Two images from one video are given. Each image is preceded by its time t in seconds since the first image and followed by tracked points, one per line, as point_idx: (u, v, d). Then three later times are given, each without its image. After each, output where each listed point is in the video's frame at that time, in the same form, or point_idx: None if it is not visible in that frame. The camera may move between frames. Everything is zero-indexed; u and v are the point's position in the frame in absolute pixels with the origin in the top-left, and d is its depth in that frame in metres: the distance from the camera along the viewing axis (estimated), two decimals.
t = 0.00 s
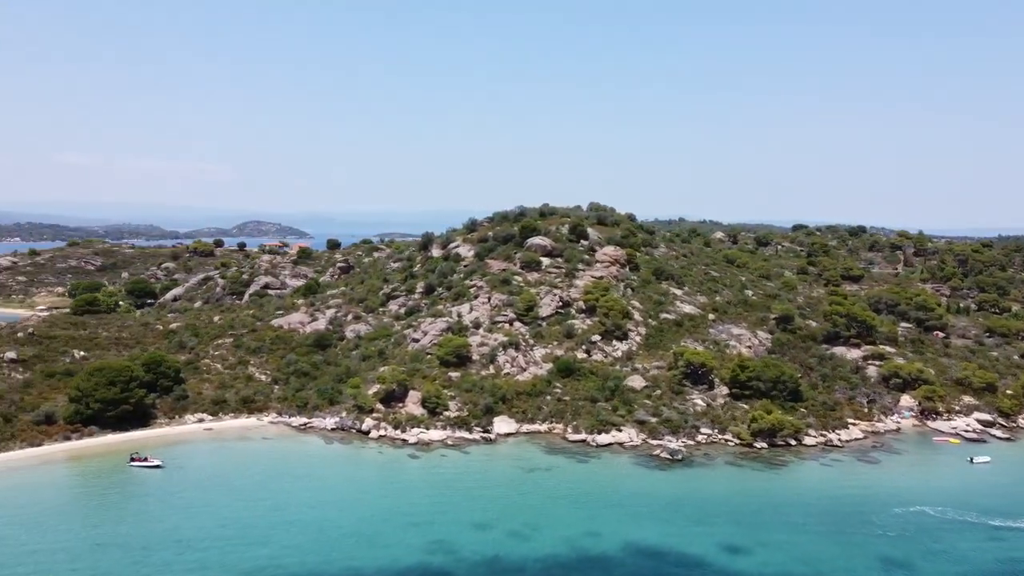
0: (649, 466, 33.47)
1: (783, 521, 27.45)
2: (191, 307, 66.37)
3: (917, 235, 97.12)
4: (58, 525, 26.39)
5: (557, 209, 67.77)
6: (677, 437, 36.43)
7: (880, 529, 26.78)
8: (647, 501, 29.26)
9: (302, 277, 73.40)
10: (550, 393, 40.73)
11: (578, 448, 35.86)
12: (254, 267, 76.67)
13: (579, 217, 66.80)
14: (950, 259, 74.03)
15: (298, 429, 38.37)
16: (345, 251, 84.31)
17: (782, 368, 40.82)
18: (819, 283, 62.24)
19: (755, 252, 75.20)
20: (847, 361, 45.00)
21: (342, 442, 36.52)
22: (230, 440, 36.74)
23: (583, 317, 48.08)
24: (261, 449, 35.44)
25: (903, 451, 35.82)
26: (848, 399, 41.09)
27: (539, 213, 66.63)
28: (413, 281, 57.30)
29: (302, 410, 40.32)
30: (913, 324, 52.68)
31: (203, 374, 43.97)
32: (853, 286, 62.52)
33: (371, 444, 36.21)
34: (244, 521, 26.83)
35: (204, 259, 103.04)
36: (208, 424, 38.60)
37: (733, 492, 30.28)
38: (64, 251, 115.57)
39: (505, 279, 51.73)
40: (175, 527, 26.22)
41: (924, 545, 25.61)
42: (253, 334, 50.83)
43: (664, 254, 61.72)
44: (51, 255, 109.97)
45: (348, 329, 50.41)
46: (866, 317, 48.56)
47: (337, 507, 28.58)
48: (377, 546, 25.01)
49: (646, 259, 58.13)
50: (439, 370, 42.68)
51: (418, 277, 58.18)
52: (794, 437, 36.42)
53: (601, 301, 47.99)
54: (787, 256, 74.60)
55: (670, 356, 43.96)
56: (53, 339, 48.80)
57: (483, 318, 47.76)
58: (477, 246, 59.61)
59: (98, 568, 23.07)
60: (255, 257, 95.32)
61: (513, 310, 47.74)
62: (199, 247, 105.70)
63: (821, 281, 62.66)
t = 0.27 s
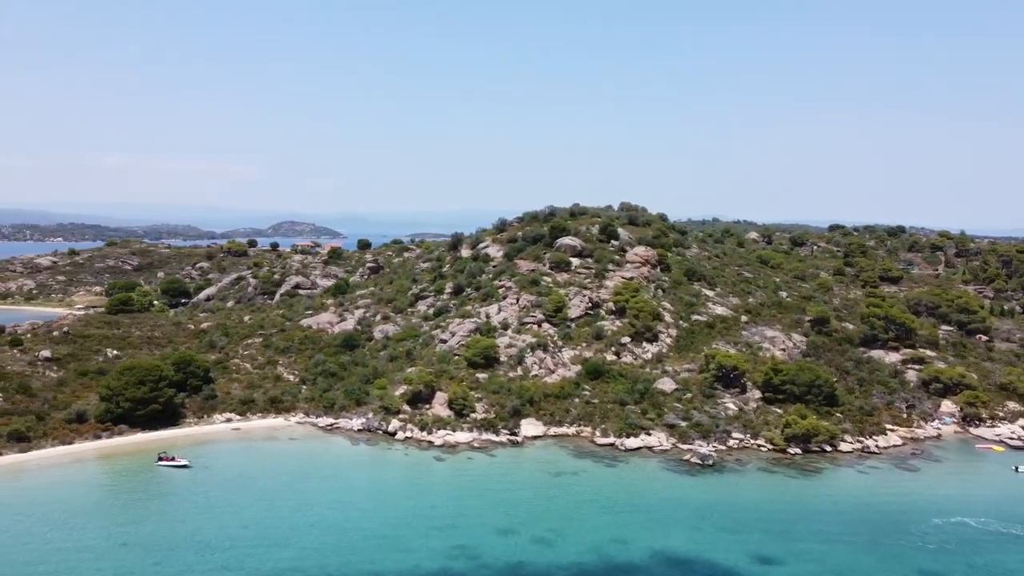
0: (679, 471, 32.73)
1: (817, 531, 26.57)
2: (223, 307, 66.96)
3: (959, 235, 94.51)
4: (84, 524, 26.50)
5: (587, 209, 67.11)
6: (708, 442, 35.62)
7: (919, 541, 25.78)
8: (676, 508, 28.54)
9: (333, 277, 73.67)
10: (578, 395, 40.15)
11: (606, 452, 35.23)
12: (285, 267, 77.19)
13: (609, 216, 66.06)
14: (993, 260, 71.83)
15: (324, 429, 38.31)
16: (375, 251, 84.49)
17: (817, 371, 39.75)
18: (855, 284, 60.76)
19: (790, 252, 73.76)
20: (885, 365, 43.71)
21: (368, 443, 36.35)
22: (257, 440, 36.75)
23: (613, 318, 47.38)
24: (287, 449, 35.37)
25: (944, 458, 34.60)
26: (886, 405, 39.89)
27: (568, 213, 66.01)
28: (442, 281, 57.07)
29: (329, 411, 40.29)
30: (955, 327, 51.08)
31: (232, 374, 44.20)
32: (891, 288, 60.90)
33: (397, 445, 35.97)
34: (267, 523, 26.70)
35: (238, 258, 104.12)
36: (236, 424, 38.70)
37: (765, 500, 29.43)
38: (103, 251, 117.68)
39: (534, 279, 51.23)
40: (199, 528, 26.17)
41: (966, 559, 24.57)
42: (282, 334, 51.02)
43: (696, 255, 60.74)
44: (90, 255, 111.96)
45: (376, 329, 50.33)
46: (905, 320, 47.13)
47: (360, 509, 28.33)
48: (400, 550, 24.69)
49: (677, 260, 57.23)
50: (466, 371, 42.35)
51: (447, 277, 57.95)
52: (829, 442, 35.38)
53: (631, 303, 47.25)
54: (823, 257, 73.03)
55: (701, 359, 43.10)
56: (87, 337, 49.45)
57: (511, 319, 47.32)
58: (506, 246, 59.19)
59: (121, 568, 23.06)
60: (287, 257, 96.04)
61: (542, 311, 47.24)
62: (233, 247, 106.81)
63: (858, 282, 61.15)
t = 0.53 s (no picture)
0: (700, 476, 32.06)
1: (842, 540, 25.81)
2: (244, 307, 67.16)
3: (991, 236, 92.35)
4: (99, 524, 26.44)
5: (609, 209, 66.45)
6: (730, 447, 34.89)
7: (950, 552, 24.93)
8: (696, 514, 27.90)
9: (353, 277, 73.69)
10: (598, 398, 39.57)
11: (626, 456, 34.64)
12: (306, 267, 77.38)
13: (631, 217, 65.34)
14: None
15: (342, 431, 38.13)
16: (396, 251, 84.43)
17: (843, 375, 38.82)
18: (883, 285, 59.49)
19: (815, 253, 72.52)
20: (913, 368, 42.59)
21: (385, 445, 36.09)
22: (274, 440, 36.63)
23: (634, 319, 46.68)
24: (304, 451, 35.21)
25: (976, 465, 33.58)
26: (915, 409, 38.86)
27: (590, 213, 65.37)
28: (462, 281, 56.72)
29: (346, 412, 40.12)
30: (986, 330, 49.75)
31: (251, 374, 44.25)
32: (920, 289, 59.54)
33: (414, 447, 35.66)
34: (282, 527, 26.47)
35: (260, 258, 104.64)
36: (253, 425, 38.64)
37: (788, 507, 28.68)
38: (129, 250, 118.94)
39: (554, 280, 50.69)
40: (213, 530, 26.00)
41: (999, 571, 23.69)
42: (301, 334, 51.02)
43: (719, 255, 59.85)
44: (116, 255, 113.13)
45: (395, 330, 50.11)
46: (935, 322, 45.87)
47: (376, 513, 28.02)
48: (414, 556, 24.33)
49: (700, 260, 56.39)
50: (485, 373, 41.97)
51: (467, 278, 57.60)
52: (855, 448, 34.48)
53: (652, 304, 46.54)
54: (850, 257, 71.67)
55: (724, 361, 42.32)
56: (109, 337, 49.74)
57: (531, 320, 46.83)
58: (527, 246, 58.71)
59: (134, 569, 22.93)
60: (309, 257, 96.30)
61: (561, 313, 46.70)
62: (256, 247, 107.42)
63: (885, 284, 59.87)
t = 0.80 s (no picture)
0: (728, 481, 31.32)
1: (875, 549, 24.98)
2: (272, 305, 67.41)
3: None
4: (121, 524, 26.50)
5: (637, 208, 65.64)
6: (759, 451, 34.07)
7: (988, 564, 23.98)
8: (723, 520, 27.23)
9: (380, 276, 73.72)
10: (624, 399, 38.94)
11: (651, 459, 33.99)
12: (334, 266, 77.60)
13: (659, 216, 64.48)
14: None
15: (365, 431, 37.96)
16: (423, 250, 84.36)
17: (877, 378, 37.76)
18: (919, 285, 57.97)
19: (849, 252, 70.99)
20: (951, 371, 41.27)
21: (408, 446, 35.83)
22: (297, 440, 36.56)
23: (661, 320, 45.91)
24: (327, 451, 35.08)
25: (1016, 473, 32.39)
26: (952, 414, 37.65)
27: (617, 212, 64.63)
28: (487, 281, 56.36)
29: (370, 412, 39.95)
30: None
31: (276, 373, 44.34)
32: (958, 290, 57.91)
33: (437, 449, 35.35)
34: (302, 528, 26.31)
35: (289, 257, 105.24)
36: (278, 424, 38.63)
37: (819, 514, 27.86)
38: (161, 249, 120.34)
39: (581, 280, 50.11)
40: (234, 531, 25.94)
41: None
42: (327, 333, 51.04)
43: (749, 254, 58.79)
44: (148, 253, 114.47)
45: (420, 329, 49.88)
46: (974, 323, 44.28)
47: (397, 515, 27.77)
48: (433, 560, 24.01)
49: (729, 260, 55.42)
50: (509, 373, 41.55)
51: (492, 277, 57.23)
52: (890, 454, 33.46)
53: (680, 304, 45.74)
54: (885, 257, 70.01)
55: (753, 363, 41.44)
56: (137, 335, 50.11)
57: (557, 320, 46.31)
58: (553, 246, 58.17)
59: (154, 570, 22.90)
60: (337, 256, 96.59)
61: (587, 313, 46.10)
62: (285, 246, 108.10)
63: (922, 284, 58.33)
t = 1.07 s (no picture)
0: (780, 489, 30.27)
1: (936, 565, 23.79)
2: (322, 304, 68.12)
3: None
4: (168, 519, 26.81)
5: (687, 207, 64.42)
6: (813, 458, 32.88)
7: None
8: (774, 530, 26.29)
9: (428, 275, 73.87)
10: (672, 402, 38.04)
11: (700, 465, 33.09)
12: (383, 265, 78.05)
13: (710, 215, 63.13)
14: None
15: (410, 431, 37.87)
16: (471, 249, 84.27)
17: (939, 383, 36.13)
18: (985, 287, 55.51)
19: (910, 252, 68.45)
20: (1020, 377, 39.24)
21: (452, 447, 35.60)
22: (343, 439, 36.65)
23: (711, 321, 44.80)
24: (371, 450, 35.06)
25: None
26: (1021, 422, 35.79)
27: (667, 211, 63.49)
28: (534, 280, 55.89)
29: (415, 412, 39.89)
30: None
31: (323, 372, 44.65)
32: None
33: (481, 450, 35.04)
34: (344, 529, 26.26)
35: (340, 256, 106.42)
36: (324, 422, 38.80)
37: (876, 526, 26.69)
38: (216, 248, 122.90)
39: (629, 280, 49.28)
40: (276, 531, 25.98)
41: None
42: (374, 332, 51.22)
43: (804, 254, 57.11)
44: (204, 252, 116.99)
45: (467, 329, 49.67)
46: None
47: (438, 518, 27.50)
48: (474, 564, 23.68)
49: (783, 260, 53.89)
50: (555, 374, 41.03)
51: (540, 277, 56.74)
52: (953, 463, 31.94)
53: (731, 305, 44.57)
54: (948, 257, 67.25)
55: (807, 366, 40.11)
56: (190, 332, 51.03)
57: (604, 321, 45.59)
58: (601, 245, 57.39)
59: (198, 568, 23.08)
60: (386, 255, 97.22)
61: (635, 314, 45.27)
62: (336, 245, 109.29)
63: (988, 286, 55.82)
